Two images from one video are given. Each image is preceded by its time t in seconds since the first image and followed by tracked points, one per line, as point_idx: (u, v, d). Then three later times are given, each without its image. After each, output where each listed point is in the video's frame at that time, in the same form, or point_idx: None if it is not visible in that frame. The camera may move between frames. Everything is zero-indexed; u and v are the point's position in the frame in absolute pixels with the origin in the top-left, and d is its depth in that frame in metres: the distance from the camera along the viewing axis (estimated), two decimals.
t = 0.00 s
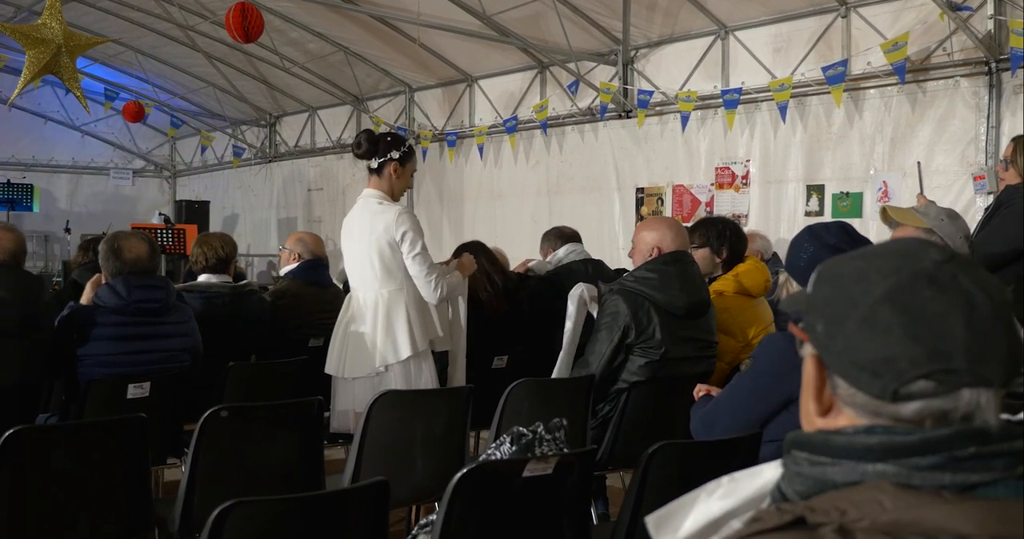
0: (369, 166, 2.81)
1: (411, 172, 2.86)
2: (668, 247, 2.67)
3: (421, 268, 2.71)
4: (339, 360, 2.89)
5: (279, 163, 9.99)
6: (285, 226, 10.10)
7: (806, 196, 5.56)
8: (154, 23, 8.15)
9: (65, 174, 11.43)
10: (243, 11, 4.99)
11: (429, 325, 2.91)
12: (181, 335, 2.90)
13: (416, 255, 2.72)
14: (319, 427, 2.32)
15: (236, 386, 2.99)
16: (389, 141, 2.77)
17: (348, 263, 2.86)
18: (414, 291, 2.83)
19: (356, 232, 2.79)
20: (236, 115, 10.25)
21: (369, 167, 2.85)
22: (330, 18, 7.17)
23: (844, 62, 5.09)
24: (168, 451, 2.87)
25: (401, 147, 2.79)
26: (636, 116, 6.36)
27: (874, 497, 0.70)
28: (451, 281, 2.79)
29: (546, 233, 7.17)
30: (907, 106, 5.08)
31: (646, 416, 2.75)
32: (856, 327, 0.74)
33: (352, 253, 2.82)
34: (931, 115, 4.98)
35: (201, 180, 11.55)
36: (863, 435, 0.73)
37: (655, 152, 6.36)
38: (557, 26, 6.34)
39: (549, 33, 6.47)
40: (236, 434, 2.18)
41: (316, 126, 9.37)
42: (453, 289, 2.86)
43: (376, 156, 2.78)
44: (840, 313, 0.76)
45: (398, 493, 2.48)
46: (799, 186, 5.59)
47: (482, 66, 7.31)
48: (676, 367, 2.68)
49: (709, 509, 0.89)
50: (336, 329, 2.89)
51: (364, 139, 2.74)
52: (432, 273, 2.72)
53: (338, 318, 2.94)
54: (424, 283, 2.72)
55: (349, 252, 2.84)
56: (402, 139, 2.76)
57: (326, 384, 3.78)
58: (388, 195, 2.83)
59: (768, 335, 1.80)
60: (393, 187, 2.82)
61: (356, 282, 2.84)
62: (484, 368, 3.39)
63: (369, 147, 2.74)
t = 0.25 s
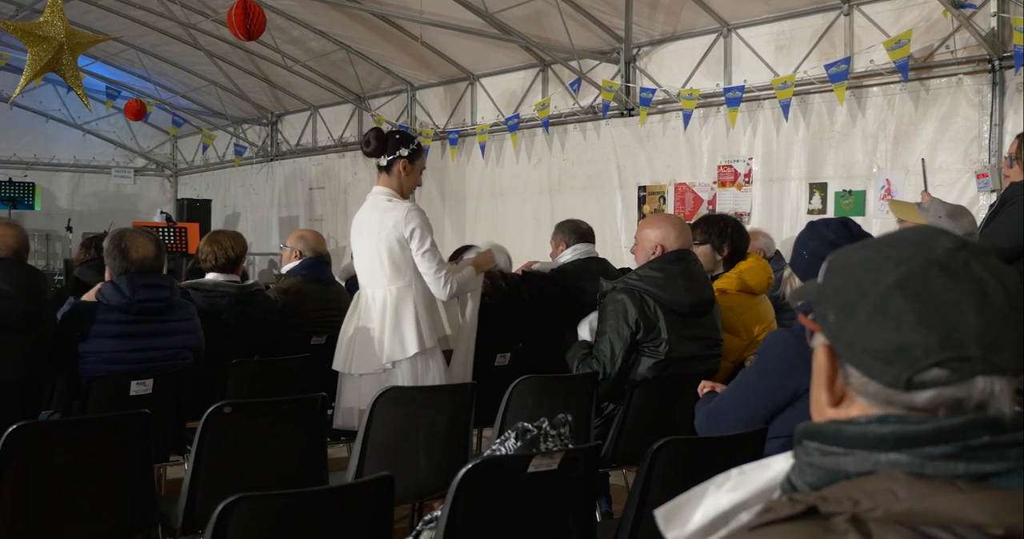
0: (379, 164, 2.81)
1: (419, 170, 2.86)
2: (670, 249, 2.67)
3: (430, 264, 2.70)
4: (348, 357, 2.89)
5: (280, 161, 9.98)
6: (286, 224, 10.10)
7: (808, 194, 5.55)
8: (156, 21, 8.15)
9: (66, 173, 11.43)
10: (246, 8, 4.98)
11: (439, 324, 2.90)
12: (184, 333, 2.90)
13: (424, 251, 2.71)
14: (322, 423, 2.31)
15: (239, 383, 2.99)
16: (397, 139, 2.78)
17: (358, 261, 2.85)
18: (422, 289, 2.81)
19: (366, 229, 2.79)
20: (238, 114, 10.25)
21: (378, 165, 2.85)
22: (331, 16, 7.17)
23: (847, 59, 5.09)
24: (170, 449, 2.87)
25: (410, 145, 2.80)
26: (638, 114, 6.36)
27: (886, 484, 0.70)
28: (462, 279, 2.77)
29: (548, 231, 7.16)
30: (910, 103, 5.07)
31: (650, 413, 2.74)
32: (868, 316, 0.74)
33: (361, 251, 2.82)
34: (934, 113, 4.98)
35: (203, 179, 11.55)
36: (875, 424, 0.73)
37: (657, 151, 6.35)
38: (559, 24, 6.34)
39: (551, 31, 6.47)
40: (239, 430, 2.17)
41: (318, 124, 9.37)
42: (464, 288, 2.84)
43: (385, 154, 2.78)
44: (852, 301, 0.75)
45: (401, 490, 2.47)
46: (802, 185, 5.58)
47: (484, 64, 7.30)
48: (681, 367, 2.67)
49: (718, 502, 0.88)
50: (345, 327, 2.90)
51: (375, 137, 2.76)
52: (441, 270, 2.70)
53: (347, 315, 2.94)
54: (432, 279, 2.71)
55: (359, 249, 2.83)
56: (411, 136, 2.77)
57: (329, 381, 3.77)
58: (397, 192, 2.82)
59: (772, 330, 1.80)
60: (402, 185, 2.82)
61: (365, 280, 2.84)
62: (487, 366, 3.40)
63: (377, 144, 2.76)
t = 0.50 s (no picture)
0: (402, 167, 2.82)
1: (443, 171, 2.87)
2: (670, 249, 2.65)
3: (463, 264, 2.73)
4: (373, 359, 2.88)
5: (283, 161, 9.99)
6: (289, 225, 10.10)
7: (812, 193, 5.54)
8: (159, 21, 8.16)
9: (69, 173, 11.44)
10: (249, 8, 4.98)
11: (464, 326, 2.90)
12: (188, 333, 2.91)
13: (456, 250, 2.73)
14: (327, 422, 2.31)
15: (243, 382, 2.99)
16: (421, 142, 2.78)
17: (385, 263, 2.86)
18: (449, 289, 2.82)
19: (392, 231, 2.79)
20: (240, 114, 10.25)
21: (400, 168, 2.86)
22: (334, 16, 7.17)
23: (850, 58, 5.09)
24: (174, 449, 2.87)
25: (433, 147, 2.81)
26: (641, 113, 6.36)
27: (896, 482, 0.69)
28: (494, 276, 2.79)
29: (551, 231, 7.16)
30: (914, 102, 5.07)
31: (654, 413, 2.73)
32: (878, 313, 0.74)
33: (388, 252, 2.82)
34: (938, 111, 4.97)
35: (206, 179, 11.56)
36: (886, 421, 0.73)
37: (661, 150, 6.35)
38: (562, 23, 6.33)
39: (554, 30, 6.46)
40: (244, 429, 2.17)
41: (321, 124, 9.37)
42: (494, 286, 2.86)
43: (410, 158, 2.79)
44: (863, 298, 0.75)
45: (406, 489, 2.47)
46: (805, 183, 5.57)
47: (487, 64, 7.31)
48: (684, 366, 2.67)
49: (727, 500, 0.88)
50: (369, 329, 2.89)
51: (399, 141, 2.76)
52: (473, 267, 2.73)
53: (371, 318, 2.93)
54: (465, 277, 2.73)
55: (386, 250, 2.83)
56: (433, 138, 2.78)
57: (333, 381, 3.77)
58: (422, 194, 2.83)
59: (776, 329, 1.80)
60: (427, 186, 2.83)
61: (392, 282, 2.84)
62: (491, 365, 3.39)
63: (400, 147, 2.76)
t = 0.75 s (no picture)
0: (430, 168, 2.90)
1: (468, 169, 2.95)
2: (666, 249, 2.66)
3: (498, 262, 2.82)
4: (408, 360, 2.98)
5: (283, 162, 10.00)
6: (289, 226, 10.10)
7: (812, 191, 5.54)
8: (159, 24, 8.16)
9: (69, 176, 11.44)
10: (248, 10, 4.99)
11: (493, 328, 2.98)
12: (189, 336, 2.90)
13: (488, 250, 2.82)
14: (328, 424, 2.32)
15: (245, 384, 2.99)
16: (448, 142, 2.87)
17: (415, 263, 2.95)
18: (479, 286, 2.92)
19: (423, 232, 2.88)
20: (240, 116, 10.25)
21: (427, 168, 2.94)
22: (334, 17, 7.17)
23: (850, 57, 5.09)
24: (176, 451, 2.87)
25: (458, 146, 2.89)
26: (641, 112, 6.36)
27: (897, 481, 0.70)
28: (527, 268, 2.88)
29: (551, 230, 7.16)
30: (914, 100, 5.07)
31: (656, 412, 2.73)
32: (879, 311, 0.74)
33: (420, 252, 2.92)
34: (938, 109, 4.97)
35: (206, 181, 11.56)
36: (888, 419, 0.73)
37: (660, 149, 6.35)
38: (561, 23, 6.34)
39: (554, 30, 6.47)
40: (247, 431, 2.17)
41: (320, 125, 9.38)
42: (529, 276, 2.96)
43: (437, 158, 2.87)
44: (862, 297, 0.75)
45: (407, 490, 2.47)
46: (805, 182, 5.57)
47: (486, 64, 7.31)
48: (685, 367, 2.67)
49: (728, 501, 0.88)
50: (402, 329, 2.99)
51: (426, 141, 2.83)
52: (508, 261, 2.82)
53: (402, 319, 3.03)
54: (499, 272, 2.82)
55: (416, 250, 2.92)
56: (458, 137, 2.86)
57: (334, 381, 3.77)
58: (451, 193, 2.92)
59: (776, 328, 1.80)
60: (455, 186, 2.92)
61: (423, 281, 2.94)
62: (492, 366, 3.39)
63: (428, 148, 2.84)
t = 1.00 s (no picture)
0: (451, 165, 2.91)
1: (491, 166, 2.96)
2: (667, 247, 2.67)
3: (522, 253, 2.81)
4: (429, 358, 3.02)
5: (285, 163, 10.00)
6: (291, 226, 10.11)
7: (814, 190, 5.54)
8: (160, 25, 8.18)
9: (72, 177, 11.46)
10: (250, 11, 4.99)
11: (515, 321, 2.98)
12: (191, 334, 2.90)
13: (511, 242, 2.82)
14: (329, 424, 2.32)
15: (245, 384, 3.00)
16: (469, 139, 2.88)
17: (441, 261, 2.99)
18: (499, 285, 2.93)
19: (446, 231, 2.92)
20: (242, 117, 10.26)
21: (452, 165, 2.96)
22: (336, 18, 7.19)
23: (851, 56, 5.09)
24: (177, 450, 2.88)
25: (480, 143, 2.89)
26: (642, 112, 6.36)
27: (891, 477, 0.70)
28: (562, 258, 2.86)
29: (553, 230, 7.16)
30: (915, 99, 5.07)
31: (657, 411, 2.74)
32: (873, 307, 0.74)
33: (444, 249, 2.95)
34: (939, 107, 4.97)
35: (208, 182, 11.58)
36: (881, 416, 0.73)
37: (662, 148, 6.35)
38: (562, 23, 6.34)
39: (555, 29, 6.47)
40: (247, 431, 2.18)
41: (322, 125, 9.39)
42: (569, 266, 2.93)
43: (458, 155, 2.88)
44: (857, 294, 0.75)
45: (407, 489, 2.47)
46: (807, 181, 5.57)
47: (488, 64, 7.32)
48: (686, 366, 2.67)
49: (724, 498, 0.88)
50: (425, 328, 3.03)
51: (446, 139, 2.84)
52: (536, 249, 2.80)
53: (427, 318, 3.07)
54: (528, 260, 2.81)
55: (441, 249, 2.96)
56: (480, 134, 2.86)
57: (335, 381, 3.77)
58: (472, 190, 2.93)
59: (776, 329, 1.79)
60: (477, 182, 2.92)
61: (446, 278, 2.97)
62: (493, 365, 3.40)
63: (449, 145, 2.85)
